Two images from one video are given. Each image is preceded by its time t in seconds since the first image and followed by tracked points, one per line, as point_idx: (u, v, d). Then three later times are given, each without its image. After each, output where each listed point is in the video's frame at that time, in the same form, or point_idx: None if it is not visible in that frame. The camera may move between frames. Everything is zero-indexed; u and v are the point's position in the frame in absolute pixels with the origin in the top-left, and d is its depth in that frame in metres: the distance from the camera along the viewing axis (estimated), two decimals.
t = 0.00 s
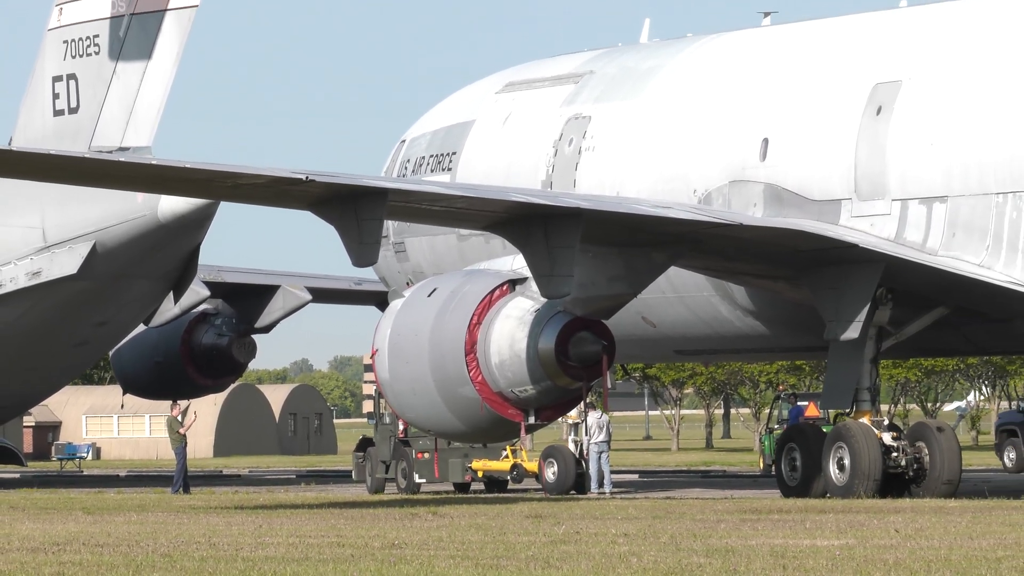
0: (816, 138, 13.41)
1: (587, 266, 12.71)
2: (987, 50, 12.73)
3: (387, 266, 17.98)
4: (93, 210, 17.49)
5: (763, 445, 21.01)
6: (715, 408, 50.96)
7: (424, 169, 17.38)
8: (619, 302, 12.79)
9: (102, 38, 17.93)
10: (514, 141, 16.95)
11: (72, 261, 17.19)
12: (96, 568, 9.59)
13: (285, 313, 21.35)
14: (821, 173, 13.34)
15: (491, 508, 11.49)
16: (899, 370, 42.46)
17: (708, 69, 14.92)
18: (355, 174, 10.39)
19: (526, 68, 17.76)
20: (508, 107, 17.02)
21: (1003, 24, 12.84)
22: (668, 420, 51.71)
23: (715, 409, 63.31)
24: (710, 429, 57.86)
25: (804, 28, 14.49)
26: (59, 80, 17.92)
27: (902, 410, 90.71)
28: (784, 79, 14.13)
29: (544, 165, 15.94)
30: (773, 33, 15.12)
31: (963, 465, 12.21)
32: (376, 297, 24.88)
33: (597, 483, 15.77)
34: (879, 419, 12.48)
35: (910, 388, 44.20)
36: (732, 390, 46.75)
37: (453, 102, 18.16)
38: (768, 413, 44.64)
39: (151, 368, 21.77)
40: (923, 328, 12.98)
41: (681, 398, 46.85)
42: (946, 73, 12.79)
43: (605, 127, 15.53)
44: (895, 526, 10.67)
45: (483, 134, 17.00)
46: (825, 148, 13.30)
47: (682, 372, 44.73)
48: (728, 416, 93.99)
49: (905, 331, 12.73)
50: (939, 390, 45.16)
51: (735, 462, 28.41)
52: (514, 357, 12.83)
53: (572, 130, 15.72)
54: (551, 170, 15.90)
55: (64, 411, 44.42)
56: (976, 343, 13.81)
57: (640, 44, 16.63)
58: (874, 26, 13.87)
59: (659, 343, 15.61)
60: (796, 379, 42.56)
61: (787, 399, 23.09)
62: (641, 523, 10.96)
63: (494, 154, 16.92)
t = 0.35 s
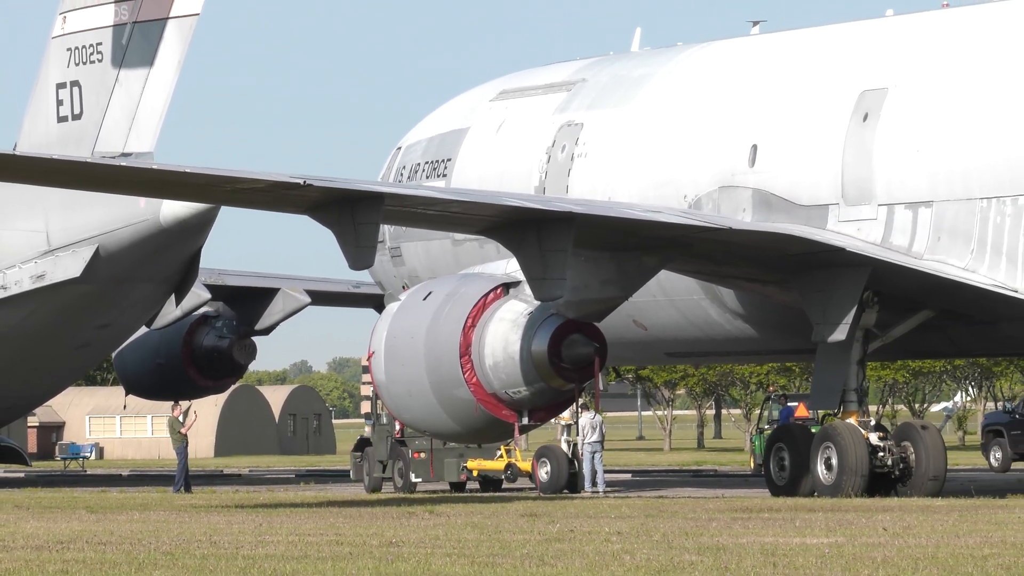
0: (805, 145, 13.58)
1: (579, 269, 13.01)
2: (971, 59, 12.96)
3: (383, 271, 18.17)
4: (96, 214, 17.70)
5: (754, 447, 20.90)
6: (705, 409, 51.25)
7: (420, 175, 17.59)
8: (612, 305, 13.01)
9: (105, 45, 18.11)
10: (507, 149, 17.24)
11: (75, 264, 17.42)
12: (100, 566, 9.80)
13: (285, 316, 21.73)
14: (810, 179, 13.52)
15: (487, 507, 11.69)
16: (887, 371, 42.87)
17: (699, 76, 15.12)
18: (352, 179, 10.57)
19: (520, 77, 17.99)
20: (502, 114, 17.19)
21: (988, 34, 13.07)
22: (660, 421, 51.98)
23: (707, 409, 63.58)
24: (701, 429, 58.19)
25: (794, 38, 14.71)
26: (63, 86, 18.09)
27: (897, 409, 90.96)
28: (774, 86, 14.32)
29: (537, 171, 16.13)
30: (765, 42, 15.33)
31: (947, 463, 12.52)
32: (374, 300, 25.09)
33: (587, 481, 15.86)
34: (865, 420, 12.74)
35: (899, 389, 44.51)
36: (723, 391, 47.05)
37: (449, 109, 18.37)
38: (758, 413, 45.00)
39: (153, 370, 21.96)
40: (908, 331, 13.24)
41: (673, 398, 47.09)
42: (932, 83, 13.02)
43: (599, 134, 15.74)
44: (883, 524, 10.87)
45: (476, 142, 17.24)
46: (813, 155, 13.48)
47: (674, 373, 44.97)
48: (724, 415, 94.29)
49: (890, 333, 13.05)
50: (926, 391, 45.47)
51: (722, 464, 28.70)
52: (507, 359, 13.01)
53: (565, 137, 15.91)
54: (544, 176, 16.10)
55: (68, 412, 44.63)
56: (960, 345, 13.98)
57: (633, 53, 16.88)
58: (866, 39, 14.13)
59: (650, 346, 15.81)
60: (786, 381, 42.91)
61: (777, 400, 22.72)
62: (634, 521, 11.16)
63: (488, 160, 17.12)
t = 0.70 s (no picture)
0: (791, 151, 13.81)
1: (571, 271, 13.12)
2: (955, 67, 13.16)
3: (378, 274, 18.30)
4: (99, 217, 17.89)
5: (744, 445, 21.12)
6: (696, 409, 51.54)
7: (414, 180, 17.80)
8: (602, 307, 13.14)
9: (107, 52, 18.30)
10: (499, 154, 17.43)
11: (78, 266, 17.62)
12: (103, 563, 10.02)
13: (284, 317, 22.12)
14: (796, 184, 13.74)
15: (482, 505, 11.89)
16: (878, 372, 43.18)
17: (689, 82, 15.33)
18: (347, 184, 10.75)
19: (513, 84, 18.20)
20: (496, 120, 17.39)
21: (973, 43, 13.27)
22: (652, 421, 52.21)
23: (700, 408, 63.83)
24: (692, 428, 58.47)
25: (784, 45, 14.89)
26: (65, 92, 18.27)
27: (893, 409, 91.17)
28: (763, 92, 14.51)
29: (529, 176, 16.36)
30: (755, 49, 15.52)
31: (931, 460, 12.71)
32: (372, 301, 25.29)
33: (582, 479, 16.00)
34: (852, 420, 12.89)
35: (887, 389, 44.79)
36: (714, 390, 47.35)
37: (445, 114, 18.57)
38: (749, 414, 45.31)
39: (154, 371, 22.17)
40: (893, 332, 13.40)
41: (666, 398, 47.34)
42: (917, 89, 13.21)
43: (591, 138, 15.92)
44: (871, 522, 11.06)
45: (470, 148, 17.45)
46: (800, 161, 13.71)
47: (666, 374, 45.18)
48: (720, 415, 94.51)
49: (876, 334, 13.20)
50: (915, 392, 45.77)
51: (708, 463, 28.94)
52: (500, 360, 13.21)
53: (556, 143, 16.11)
54: (536, 181, 16.32)
55: (71, 412, 44.84)
56: (945, 346, 14.16)
57: (624, 60, 17.10)
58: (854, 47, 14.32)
59: (640, 348, 16.01)
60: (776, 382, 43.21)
61: (764, 400, 22.89)
62: (627, 519, 11.36)
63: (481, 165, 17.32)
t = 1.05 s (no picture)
0: (778, 157, 14.10)
1: (562, 275, 13.44)
2: (915, 81, 13.48)
3: (373, 279, 18.69)
4: (103, 221, 18.11)
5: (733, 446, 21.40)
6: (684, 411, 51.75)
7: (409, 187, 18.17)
8: (594, 310, 13.52)
9: (110, 59, 18.51)
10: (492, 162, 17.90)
11: (81, 270, 17.89)
12: (106, 560, 10.26)
13: (282, 320, 22.55)
14: (782, 190, 14.03)
15: (477, 503, 12.10)
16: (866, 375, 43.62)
17: (680, 90, 15.62)
18: (343, 190, 10.96)
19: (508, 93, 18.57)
20: (490, 126, 17.68)
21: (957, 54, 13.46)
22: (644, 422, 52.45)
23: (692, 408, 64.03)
24: (683, 428, 58.69)
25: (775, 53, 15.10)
26: (69, 99, 18.49)
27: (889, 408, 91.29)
28: (753, 100, 14.76)
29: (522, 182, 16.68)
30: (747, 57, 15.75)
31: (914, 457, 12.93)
32: (369, 304, 25.53)
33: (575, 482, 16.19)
34: (837, 420, 13.12)
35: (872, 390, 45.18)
36: (704, 393, 47.74)
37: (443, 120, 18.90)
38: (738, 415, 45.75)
39: (155, 372, 22.43)
40: (879, 335, 13.58)
41: (656, 399, 47.59)
42: (902, 99, 13.44)
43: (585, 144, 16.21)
44: (858, 520, 11.28)
45: (465, 155, 17.82)
46: (785, 167, 14.00)
47: (657, 376, 45.52)
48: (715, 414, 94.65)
49: (860, 337, 13.39)
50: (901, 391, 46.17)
51: (697, 463, 29.13)
52: (493, 362, 13.38)
53: (548, 150, 16.50)
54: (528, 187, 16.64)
55: (74, 413, 45.09)
56: (926, 348, 14.39)
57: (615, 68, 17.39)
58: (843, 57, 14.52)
59: (630, 350, 16.26)
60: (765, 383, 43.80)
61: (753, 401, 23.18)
62: (619, 517, 11.58)
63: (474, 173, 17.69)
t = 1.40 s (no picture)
0: (765, 164, 14.42)
1: (555, 278, 13.48)
2: (895, 92, 13.85)
3: (369, 283, 19.11)
4: (106, 226, 18.33)
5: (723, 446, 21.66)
6: (673, 412, 51.20)
7: (405, 193, 18.54)
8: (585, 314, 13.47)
9: (114, 67, 18.68)
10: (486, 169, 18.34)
11: (85, 274, 18.10)
12: (109, 559, 10.51)
13: (282, 323, 22.74)
14: (770, 197, 14.33)
15: (474, 503, 12.32)
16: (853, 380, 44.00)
17: (673, 99, 15.97)
18: (339, 196, 11.16)
19: (503, 100, 18.94)
20: (485, 134, 18.02)
21: (942, 64, 13.70)
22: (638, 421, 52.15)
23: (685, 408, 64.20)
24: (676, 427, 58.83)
25: (766, 63, 15.40)
26: (73, 106, 18.69)
27: (887, 409, 91.18)
28: (744, 108, 15.07)
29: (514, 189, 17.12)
30: (740, 64, 16.00)
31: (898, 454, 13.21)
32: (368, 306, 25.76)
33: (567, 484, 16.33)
34: (823, 421, 13.37)
35: (862, 392, 45.32)
36: (695, 394, 47.76)
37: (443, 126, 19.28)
38: (729, 417, 46.07)
39: (159, 372, 22.66)
40: (866, 336, 13.82)
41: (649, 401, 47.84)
42: (888, 107, 13.69)
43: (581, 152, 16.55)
44: (846, 519, 11.48)
45: (461, 161, 18.16)
46: (772, 174, 14.33)
47: (650, 377, 45.90)
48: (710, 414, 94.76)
49: (848, 338, 13.56)
50: (886, 395, 45.87)
51: (689, 463, 29.37)
52: (487, 364, 13.60)
53: (541, 157, 16.85)
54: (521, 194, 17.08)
55: (78, 414, 45.39)
56: (912, 350, 14.60)
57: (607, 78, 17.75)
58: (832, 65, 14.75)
59: (621, 353, 16.52)
60: (756, 386, 44.08)
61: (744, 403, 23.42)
62: (612, 516, 11.79)
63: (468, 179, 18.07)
